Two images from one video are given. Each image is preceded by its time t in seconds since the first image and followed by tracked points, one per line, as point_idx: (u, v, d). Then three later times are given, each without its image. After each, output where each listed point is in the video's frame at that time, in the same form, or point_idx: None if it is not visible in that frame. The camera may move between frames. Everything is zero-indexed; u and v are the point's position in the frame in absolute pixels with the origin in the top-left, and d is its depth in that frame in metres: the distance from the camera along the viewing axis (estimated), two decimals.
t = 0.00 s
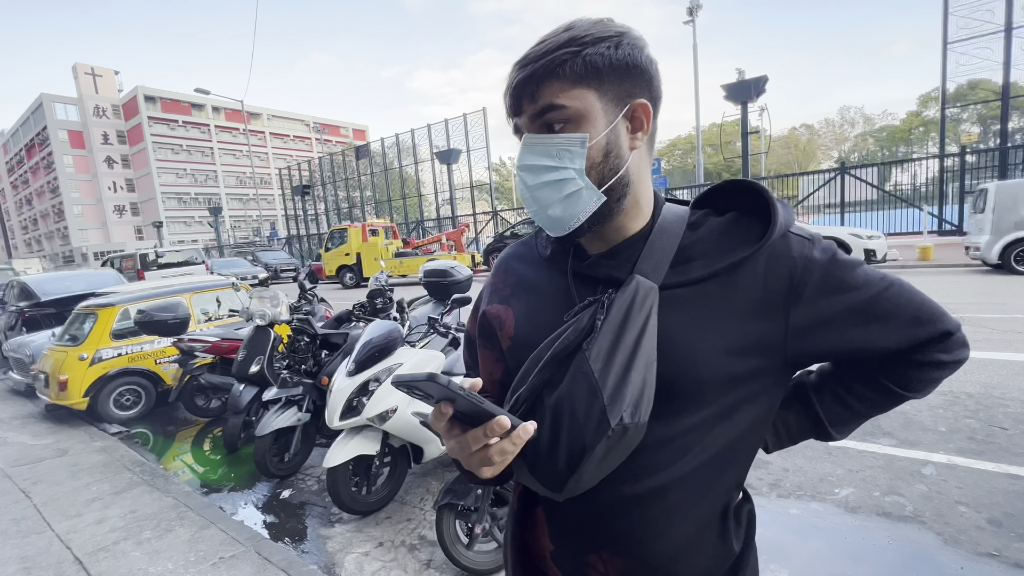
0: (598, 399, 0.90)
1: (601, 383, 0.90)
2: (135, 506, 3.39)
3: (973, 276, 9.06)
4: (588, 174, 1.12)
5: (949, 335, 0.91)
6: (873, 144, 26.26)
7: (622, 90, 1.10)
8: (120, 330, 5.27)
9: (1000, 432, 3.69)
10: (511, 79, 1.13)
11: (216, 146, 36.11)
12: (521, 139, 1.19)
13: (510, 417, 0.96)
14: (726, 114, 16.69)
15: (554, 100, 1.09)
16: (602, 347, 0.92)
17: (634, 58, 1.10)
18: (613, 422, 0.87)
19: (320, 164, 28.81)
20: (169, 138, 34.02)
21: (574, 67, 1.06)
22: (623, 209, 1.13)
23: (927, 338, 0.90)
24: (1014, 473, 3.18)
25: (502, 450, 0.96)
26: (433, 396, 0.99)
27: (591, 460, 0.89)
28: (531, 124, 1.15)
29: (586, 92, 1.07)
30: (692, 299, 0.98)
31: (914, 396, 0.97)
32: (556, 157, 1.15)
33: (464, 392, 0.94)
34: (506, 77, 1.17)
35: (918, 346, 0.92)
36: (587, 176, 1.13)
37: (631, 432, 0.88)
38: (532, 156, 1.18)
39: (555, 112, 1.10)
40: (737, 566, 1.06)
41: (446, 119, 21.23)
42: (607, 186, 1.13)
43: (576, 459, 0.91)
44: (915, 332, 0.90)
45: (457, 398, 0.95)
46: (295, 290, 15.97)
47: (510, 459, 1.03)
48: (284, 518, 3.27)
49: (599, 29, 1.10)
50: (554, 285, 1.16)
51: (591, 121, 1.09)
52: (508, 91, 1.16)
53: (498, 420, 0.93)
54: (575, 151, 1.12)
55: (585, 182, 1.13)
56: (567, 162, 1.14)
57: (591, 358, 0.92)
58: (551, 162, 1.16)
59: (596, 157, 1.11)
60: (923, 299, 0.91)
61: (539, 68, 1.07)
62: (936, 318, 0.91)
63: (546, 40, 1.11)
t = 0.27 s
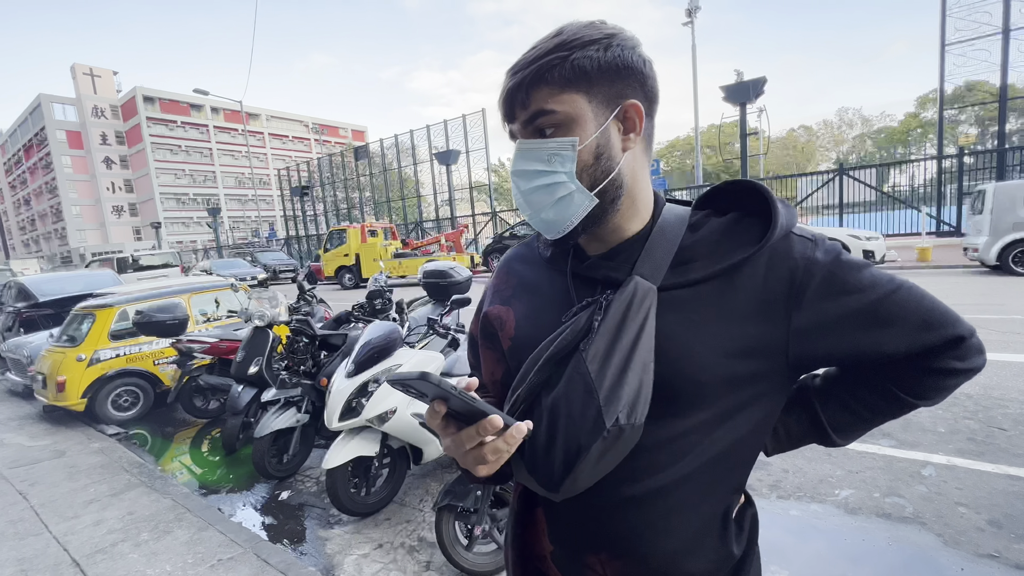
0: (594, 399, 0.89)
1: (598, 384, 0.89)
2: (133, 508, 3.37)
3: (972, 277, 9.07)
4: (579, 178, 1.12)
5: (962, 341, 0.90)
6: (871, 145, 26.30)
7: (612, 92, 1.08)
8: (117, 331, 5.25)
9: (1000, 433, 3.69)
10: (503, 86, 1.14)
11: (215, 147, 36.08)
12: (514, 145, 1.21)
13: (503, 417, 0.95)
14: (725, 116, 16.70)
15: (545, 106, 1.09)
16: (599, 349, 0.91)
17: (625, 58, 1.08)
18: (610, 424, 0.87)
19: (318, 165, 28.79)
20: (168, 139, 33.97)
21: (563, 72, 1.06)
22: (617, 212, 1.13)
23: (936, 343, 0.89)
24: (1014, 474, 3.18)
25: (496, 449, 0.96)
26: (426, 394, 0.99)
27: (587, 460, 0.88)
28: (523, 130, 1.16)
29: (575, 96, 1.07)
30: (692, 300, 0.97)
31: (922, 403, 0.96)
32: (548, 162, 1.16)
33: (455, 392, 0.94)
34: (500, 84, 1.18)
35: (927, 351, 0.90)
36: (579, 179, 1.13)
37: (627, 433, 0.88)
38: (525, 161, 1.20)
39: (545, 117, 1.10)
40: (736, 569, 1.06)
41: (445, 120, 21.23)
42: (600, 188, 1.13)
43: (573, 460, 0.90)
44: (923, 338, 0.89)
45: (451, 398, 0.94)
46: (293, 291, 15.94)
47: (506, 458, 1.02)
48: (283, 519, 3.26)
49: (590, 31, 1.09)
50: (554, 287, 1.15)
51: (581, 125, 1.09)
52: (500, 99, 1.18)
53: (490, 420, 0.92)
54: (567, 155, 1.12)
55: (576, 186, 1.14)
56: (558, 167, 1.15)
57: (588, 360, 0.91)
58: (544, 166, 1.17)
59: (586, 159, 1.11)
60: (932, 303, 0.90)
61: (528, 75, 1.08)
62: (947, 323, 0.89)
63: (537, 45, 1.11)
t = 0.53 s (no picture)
0: (590, 400, 0.89)
1: (593, 385, 0.89)
2: (129, 510, 3.36)
3: (970, 278, 9.08)
4: (574, 180, 1.12)
5: (964, 346, 0.89)
6: (869, 147, 26.36)
7: (607, 94, 1.08)
8: (114, 331, 5.23)
9: (997, 434, 3.69)
10: (499, 90, 1.14)
11: (213, 148, 36.04)
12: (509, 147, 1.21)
13: (497, 416, 0.95)
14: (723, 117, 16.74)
15: (540, 110, 1.09)
16: (595, 350, 0.91)
17: (620, 61, 1.08)
18: (605, 424, 0.86)
19: (317, 166, 28.76)
20: (166, 139, 33.93)
21: (557, 76, 1.06)
22: (613, 214, 1.12)
23: (937, 348, 0.89)
24: (1012, 476, 3.18)
25: (491, 449, 0.95)
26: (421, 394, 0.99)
27: (582, 461, 0.88)
28: (517, 132, 1.16)
29: (569, 100, 1.07)
30: (690, 302, 0.97)
31: (923, 410, 0.96)
32: (543, 165, 1.16)
33: (449, 391, 0.94)
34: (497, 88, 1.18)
35: (928, 357, 0.91)
36: (573, 181, 1.13)
37: (622, 434, 0.87)
38: (520, 164, 1.20)
39: (540, 120, 1.10)
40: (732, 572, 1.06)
41: (444, 121, 21.23)
42: (595, 190, 1.12)
43: (568, 461, 0.90)
44: (924, 342, 0.89)
45: (446, 397, 0.94)
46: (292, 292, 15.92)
47: (502, 457, 1.02)
48: (280, 521, 3.25)
49: (584, 34, 1.08)
50: (553, 288, 1.15)
51: (575, 127, 1.08)
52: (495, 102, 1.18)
53: (484, 420, 0.92)
54: (560, 157, 1.13)
55: (570, 188, 1.14)
56: (552, 168, 1.15)
57: (584, 360, 0.91)
58: (538, 169, 1.17)
59: (581, 161, 1.11)
60: (934, 308, 0.90)
61: (523, 78, 1.08)
62: (948, 328, 0.89)
63: (532, 49, 1.11)
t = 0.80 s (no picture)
0: (592, 401, 0.89)
1: (596, 386, 0.89)
2: (127, 511, 3.35)
3: (967, 281, 9.12)
4: (577, 182, 1.12)
5: (964, 348, 0.90)
6: (866, 150, 26.45)
7: (610, 97, 1.08)
8: (112, 332, 5.21)
9: (994, 436, 3.70)
10: (502, 92, 1.14)
11: (212, 148, 36.00)
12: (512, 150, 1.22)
13: (500, 417, 0.94)
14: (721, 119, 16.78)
15: (545, 112, 1.09)
16: (596, 351, 0.91)
17: (624, 64, 1.08)
18: (607, 427, 0.86)
19: (316, 167, 28.74)
20: (164, 140, 33.87)
21: (561, 79, 1.06)
22: (617, 215, 1.12)
23: (936, 350, 0.89)
24: (1009, 478, 3.19)
25: (493, 450, 0.95)
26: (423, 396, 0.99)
27: (584, 462, 0.88)
28: (521, 134, 1.17)
29: (573, 103, 1.07)
30: (691, 304, 0.97)
31: (924, 412, 0.96)
32: (546, 166, 1.17)
33: (452, 393, 0.94)
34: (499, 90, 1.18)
35: (927, 361, 0.91)
36: (576, 183, 1.13)
37: (624, 435, 0.87)
38: (523, 166, 1.20)
39: (544, 122, 1.11)
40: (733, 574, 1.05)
41: (443, 122, 21.24)
42: (599, 192, 1.13)
43: (569, 463, 0.90)
44: (924, 345, 0.89)
45: (449, 398, 0.94)
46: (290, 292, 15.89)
47: (505, 458, 1.02)
48: (278, 522, 3.24)
49: (587, 37, 1.08)
50: (555, 290, 1.15)
51: (579, 130, 1.09)
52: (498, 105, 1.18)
53: (488, 422, 0.92)
54: (564, 158, 1.13)
55: (574, 190, 1.14)
56: (556, 170, 1.15)
57: (586, 361, 0.90)
58: (541, 170, 1.18)
59: (585, 163, 1.11)
60: (934, 311, 0.90)
61: (528, 80, 1.08)
62: (948, 331, 0.89)
63: (535, 51, 1.11)
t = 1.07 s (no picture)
0: (597, 403, 0.89)
1: (600, 389, 0.89)
2: (124, 512, 3.33)
3: (964, 283, 9.15)
4: (586, 182, 1.13)
5: (964, 350, 0.90)
6: (863, 152, 26.55)
7: (620, 100, 1.09)
8: (109, 332, 5.19)
9: (991, 438, 3.71)
10: (513, 91, 1.14)
11: (210, 148, 35.93)
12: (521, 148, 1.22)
13: (506, 419, 0.95)
14: (720, 121, 16.83)
15: (556, 111, 1.09)
16: (601, 354, 0.91)
17: (633, 69, 1.09)
18: (612, 429, 0.86)
19: (314, 167, 28.71)
20: (162, 139, 33.78)
21: (573, 78, 1.06)
22: (624, 217, 1.12)
23: (936, 353, 0.89)
24: (1006, 480, 3.20)
25: (499, 451, 0.95)
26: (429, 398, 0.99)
27: (589, 464, 0.88)
28: (530, 133, 1.16)
29: (584, 103, 1.07)
30: (694, 307, 0.97)
31: (923, 413, 0.96)
32: (556, 166, 1.16)
33: (458, 395, 0.94)
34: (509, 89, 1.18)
35: (928, 363, 0.91)
36: (586, 184, 1.13)
37: (629, 437, 0.87)
38: (532, 165, 1.20)
39: (555, 121, 1.10)
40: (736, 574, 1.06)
41: (442, 123, 21.25)
42: (607, 192, 1.13)
43: (574, 464, 0.90)
44: (924, 347, 0.89)
45: (455, 402, 0.94)
46: (288, 293, 15.85)
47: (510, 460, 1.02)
48: (276, 524, 3.23)
49: (598, 41, 1.09)
50: (558, 293, 1.15)
51: (589, 131, 1.09)
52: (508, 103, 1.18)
53: (494, 423, 0.92)
54: (573, 159, 1.13)
55: (583, 190, 1.14)
56: (565, 170, 1.15)
57: (591, 364, 0.91)
58: (551, 170, 1.18)
59: (595, 164, 1.11)
60: (933, 314, 0.90)
61: (540, 79, 1.08)
62: (948, 333, 0.90)
63: (547, 52, 1.11)
